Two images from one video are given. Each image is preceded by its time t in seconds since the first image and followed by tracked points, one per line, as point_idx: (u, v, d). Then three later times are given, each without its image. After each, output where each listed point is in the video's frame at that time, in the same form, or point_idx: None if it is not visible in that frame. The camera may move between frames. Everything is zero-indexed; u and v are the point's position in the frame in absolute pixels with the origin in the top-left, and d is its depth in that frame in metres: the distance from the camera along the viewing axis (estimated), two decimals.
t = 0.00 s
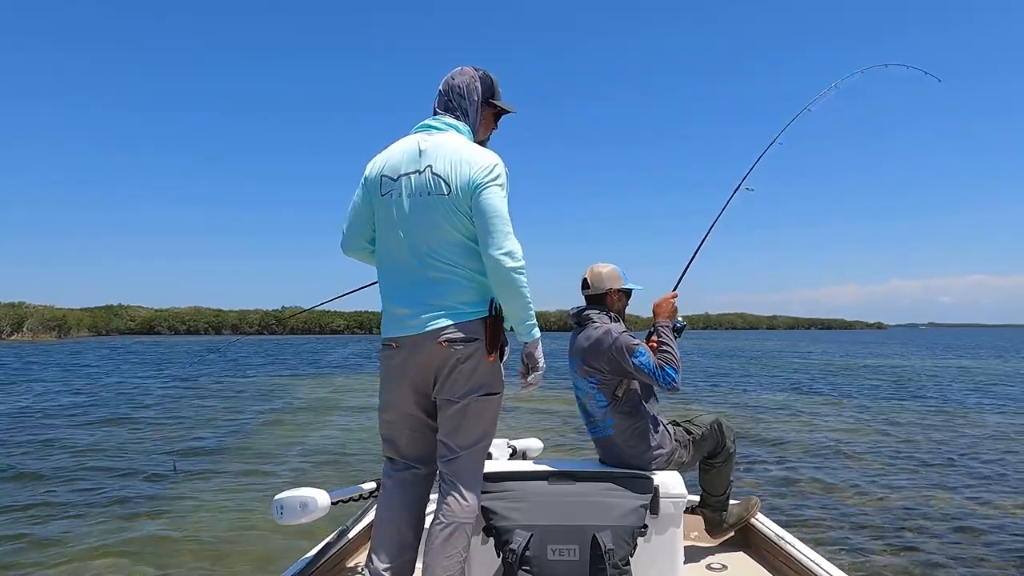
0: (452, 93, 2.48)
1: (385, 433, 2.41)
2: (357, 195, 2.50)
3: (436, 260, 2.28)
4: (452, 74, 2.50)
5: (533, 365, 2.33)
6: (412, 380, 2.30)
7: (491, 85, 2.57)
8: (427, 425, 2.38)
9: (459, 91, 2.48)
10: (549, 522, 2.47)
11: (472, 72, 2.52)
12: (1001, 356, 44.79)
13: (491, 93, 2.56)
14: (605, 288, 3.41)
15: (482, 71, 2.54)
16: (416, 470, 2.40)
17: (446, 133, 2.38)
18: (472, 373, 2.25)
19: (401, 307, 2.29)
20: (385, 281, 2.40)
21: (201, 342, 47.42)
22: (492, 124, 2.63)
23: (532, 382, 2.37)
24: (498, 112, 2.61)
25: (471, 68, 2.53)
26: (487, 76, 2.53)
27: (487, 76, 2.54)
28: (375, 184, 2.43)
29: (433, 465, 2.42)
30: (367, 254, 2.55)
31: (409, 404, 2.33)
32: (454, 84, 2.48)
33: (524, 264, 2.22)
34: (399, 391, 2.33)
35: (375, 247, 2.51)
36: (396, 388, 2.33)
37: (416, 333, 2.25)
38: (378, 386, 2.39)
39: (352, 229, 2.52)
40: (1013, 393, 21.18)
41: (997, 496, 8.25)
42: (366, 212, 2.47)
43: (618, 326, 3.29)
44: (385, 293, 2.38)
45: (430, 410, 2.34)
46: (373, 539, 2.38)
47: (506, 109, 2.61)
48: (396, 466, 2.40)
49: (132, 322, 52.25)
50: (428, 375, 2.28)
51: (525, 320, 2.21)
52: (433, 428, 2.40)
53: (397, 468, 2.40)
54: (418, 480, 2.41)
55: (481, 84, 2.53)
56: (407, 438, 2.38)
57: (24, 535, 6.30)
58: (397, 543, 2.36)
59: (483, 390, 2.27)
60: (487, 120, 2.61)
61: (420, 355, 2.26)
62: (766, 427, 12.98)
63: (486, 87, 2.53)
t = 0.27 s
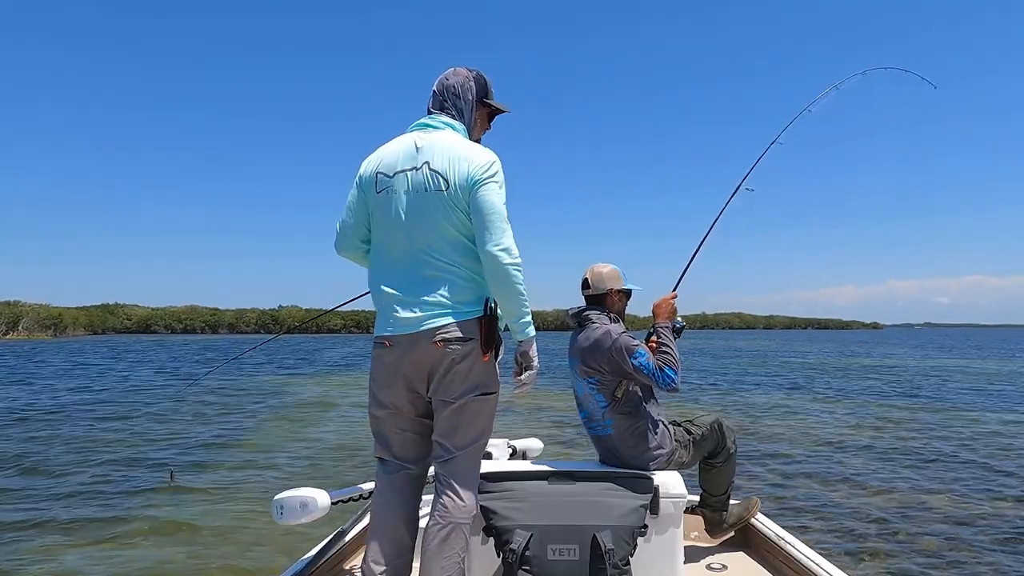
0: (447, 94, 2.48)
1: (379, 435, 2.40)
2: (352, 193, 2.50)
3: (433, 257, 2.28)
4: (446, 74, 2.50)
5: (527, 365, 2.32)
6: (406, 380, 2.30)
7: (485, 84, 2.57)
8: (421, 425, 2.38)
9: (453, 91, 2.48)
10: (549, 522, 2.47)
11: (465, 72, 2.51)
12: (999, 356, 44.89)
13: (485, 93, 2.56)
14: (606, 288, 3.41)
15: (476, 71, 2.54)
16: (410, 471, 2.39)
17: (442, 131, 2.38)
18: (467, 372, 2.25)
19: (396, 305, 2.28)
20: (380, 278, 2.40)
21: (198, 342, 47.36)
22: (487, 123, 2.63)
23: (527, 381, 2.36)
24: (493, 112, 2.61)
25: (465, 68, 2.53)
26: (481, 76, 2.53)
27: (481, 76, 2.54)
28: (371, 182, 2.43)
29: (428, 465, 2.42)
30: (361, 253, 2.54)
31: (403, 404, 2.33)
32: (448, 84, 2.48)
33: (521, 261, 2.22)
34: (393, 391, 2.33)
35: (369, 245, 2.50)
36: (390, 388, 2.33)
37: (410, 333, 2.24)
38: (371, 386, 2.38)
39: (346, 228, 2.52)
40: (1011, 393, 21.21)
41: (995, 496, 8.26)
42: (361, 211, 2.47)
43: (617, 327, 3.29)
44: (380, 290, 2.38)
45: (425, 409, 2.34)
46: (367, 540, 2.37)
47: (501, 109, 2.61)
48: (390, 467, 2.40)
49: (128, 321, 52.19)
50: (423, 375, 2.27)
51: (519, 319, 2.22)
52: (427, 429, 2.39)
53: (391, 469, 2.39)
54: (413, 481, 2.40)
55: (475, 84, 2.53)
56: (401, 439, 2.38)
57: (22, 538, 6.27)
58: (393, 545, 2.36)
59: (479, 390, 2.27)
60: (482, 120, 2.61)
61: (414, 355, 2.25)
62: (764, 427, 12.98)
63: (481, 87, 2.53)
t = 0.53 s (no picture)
0: (445, 93, 2.48)
1: (378, 435, 2.40)
2: (350, 192, 2.50)
3: (433, 257, 2.28)
4: (444, 74, 2.50)
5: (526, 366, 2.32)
6: (405, 380, 2.30)
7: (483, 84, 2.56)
8: (421, 425, 2.38)
9: (451, 91, 2.49)
10: (549, 522, 2.47)
11: (463, 72, 2.52)
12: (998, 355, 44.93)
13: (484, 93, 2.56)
14: (611, 288, 3.41)
15: (475, 72, 2.54)
16: (409, 471, 2.40)
17: (442, 131, 2.38)
18: (466, 372, 2.25)
19: (394, 305, 2.28)
20: (377, 277, 2.39)
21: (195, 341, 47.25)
22: (485, 123, 2.64)
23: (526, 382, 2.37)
24: (491, 112, 2.61)
25: (463, 68, 2.54)
26: (479, 76, 2.53)
27: (479, 76, 2.54)
28: (369, 182, 2.43)
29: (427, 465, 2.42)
30: (359, 253, 2.54)
31: (402, 404, 2.33)
32: (446, 84, 2.49)
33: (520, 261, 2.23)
34: (392, 390, 2.33)
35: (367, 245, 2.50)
36: (388, 388, 2.33)
37: (409, 332, 2.24)
38: (370, 387, 2.39)
39: (344, 227, 2.52)
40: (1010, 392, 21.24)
41: (994, 495, 8.27)
42: (359, 210, 2.47)
43: (622, 328, 3.29)
44: (378, 290, 2.37)
45: (424, 409, 2.34)
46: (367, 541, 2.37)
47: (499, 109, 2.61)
48: (388, 468, 2.40)
49: (126, 321, 52.08)
50: (422, 375, 2.28)
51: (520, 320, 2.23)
52: (426, 428, 2.40)
53: (390, 470, 2.40)
54: (411, 481, 2.41)
55: (474, 84, 2.53)
56: (399, 439, 2.38)
57: (21, 537, 6.26)
58: (392, 546, 2.36)
59: (478, 389, 2.27)
60: (481, 120, 2.61)
61: (413, 354, 2.26)
62: (764, 427, 12.98)
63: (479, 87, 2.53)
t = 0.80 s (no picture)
0: (447, 94, 2.48)
1: (379, 434, 2.40)
2: (351, 193, 2.50)
3: (436, 258, 2.28)
4: (446, 75, 2.50)
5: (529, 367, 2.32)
6: (407, 380, 2.30)
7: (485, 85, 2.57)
8: (422, 425, 2.38)
9: (454, 92, 2.49)
10: (549, 522, 2.47)
11: (465, 73, 2.51)
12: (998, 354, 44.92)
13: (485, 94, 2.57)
14: (620, 288, 3.41)
15: (476, 72, 2.54)
16: (410, 471, 2.40)
17: (447, 132, 2.38)
18: (469, 373, 2.25)
19: (397, 306, 2.28)
20: (380, 278, 2.39)
21: (194, 341, 47.18)
22: (486, 124, 2.64)
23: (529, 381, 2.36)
24: (492, 112, 2.61)
25: (465, 69, 2.54)
26: (481, 77, 2.54)
27: (482, 77, 2.54)
28: (371, 183, 2.43)
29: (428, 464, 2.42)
30: (361, 253, 2.54)
31: (405, 403, 2.33)
32: (448, 84, 2.49)
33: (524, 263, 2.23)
34: (394, 390, 2.33)
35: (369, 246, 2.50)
36: (390, 387, 2.33)
37: (412, 333, 2.24)
38: (372, 386, 2.38)
39: (346, 228, 2.52)
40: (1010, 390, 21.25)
41: (994, 494, 8.27)
42: (361, 211, 2.47)
43: (631, 328, 3.29)
44: (380, 291, 2.38)
45: (426, 410, 2.34)
46: (368, 541, 2.36)
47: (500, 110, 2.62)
48: (390, 467, 2.40)
49: (124, 321, 52.00)
50: (424, 376, 2.27)
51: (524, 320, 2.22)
52: (427, 428, 2.40)
53: (392, 469, 2.40)
54: (412, 481, 2.41)
55: (475, 84, 2.53)
56: (400, 439, 2.38)
57: (21, 539, 6.25)
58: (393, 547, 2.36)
59: (480, 390, 2.27)
60: (482, 120, 2.61)
61: (415, 355, 2.25)
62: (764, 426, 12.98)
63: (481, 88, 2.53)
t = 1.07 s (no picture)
0: (454, 95, 2.48)
1: (382, 433, 2.40)
2: (357, 193, 2.49)
3: (442, 259, 2.27)
4: (452, 76, 2.50)
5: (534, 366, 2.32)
6: (410, 380, 2.30)
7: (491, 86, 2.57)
8: (425, 425, 2.38)
9: (461, 93, 2.48)
10: (549, 522, 2.47)
11: (472, 75, 2.52)
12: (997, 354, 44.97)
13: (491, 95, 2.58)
14: (624, 288, 3.41)
15: (482, 74, 2.55)
16: (413, 470, 2.39)
17: (453, 134, 2.38)
18: (472, 373, 2.25)
19: (401, 307, 2.28)
20: (385, 278, 2.39)
21: (192, 342, 47.15)
22: (491, 125, 2.64)
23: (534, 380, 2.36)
24: (497, 113, 2.62)
25: (470, 70, 2.54)
26: (487, 78, 2.54)
27: (488, 79, 2.55)
28: (376, 184, 2.42)
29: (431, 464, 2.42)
30: (366, 254, 2.54)
31: (408, 403, 2.33)
32: (454, 85, 2.49)
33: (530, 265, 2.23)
34: (397, 390, 2.33)
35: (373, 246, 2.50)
36: (393, 387, 2.32)
37: (417, 334, 2.24)
38: (375, 386, 2.38)
39: (351, 228, 2.51)
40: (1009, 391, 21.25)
41: (994, 494, 8.27)
42: (366, 211, 2.47)
43: (633, 328, 3.29)
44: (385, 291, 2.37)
45: (429, 409, 2.34)
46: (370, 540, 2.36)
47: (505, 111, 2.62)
48: (393, 466, 2.40)
49: (122, 321, 51.96)
50: (428, 376, 2.27)
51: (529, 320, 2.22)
52: (430, 428, 2.39)
53: (395, 468, 2.40)
54: (415, 480, 2.40)
55: (481, 85, 2.54)
56: (403, 438, 2.38)
57: (21, 539, 6.24)
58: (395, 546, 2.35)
59: (483, 391, 2.27)
60: (487, 122, 2.61)
61: (419, 355, 2.25)
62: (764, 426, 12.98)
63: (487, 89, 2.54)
